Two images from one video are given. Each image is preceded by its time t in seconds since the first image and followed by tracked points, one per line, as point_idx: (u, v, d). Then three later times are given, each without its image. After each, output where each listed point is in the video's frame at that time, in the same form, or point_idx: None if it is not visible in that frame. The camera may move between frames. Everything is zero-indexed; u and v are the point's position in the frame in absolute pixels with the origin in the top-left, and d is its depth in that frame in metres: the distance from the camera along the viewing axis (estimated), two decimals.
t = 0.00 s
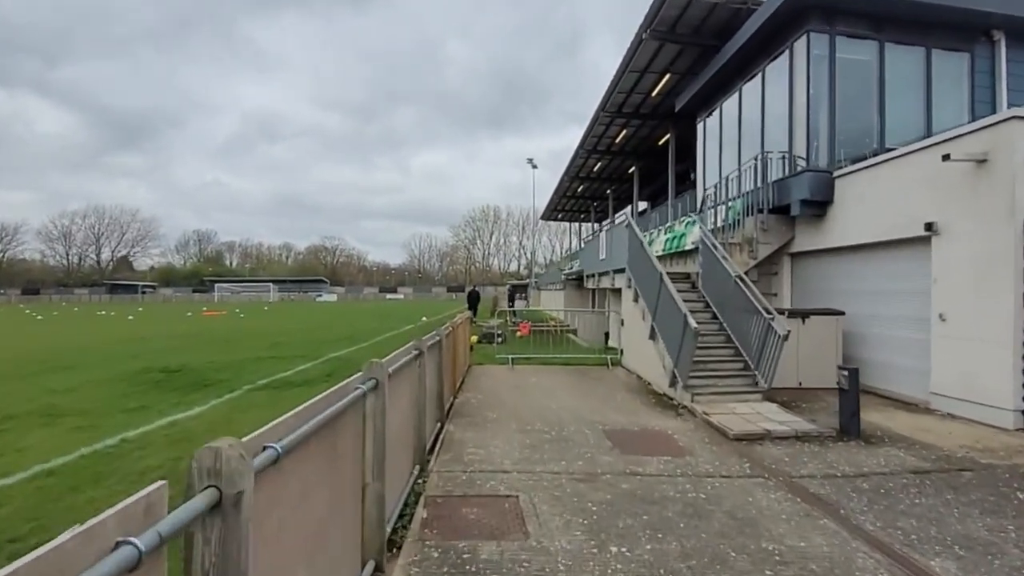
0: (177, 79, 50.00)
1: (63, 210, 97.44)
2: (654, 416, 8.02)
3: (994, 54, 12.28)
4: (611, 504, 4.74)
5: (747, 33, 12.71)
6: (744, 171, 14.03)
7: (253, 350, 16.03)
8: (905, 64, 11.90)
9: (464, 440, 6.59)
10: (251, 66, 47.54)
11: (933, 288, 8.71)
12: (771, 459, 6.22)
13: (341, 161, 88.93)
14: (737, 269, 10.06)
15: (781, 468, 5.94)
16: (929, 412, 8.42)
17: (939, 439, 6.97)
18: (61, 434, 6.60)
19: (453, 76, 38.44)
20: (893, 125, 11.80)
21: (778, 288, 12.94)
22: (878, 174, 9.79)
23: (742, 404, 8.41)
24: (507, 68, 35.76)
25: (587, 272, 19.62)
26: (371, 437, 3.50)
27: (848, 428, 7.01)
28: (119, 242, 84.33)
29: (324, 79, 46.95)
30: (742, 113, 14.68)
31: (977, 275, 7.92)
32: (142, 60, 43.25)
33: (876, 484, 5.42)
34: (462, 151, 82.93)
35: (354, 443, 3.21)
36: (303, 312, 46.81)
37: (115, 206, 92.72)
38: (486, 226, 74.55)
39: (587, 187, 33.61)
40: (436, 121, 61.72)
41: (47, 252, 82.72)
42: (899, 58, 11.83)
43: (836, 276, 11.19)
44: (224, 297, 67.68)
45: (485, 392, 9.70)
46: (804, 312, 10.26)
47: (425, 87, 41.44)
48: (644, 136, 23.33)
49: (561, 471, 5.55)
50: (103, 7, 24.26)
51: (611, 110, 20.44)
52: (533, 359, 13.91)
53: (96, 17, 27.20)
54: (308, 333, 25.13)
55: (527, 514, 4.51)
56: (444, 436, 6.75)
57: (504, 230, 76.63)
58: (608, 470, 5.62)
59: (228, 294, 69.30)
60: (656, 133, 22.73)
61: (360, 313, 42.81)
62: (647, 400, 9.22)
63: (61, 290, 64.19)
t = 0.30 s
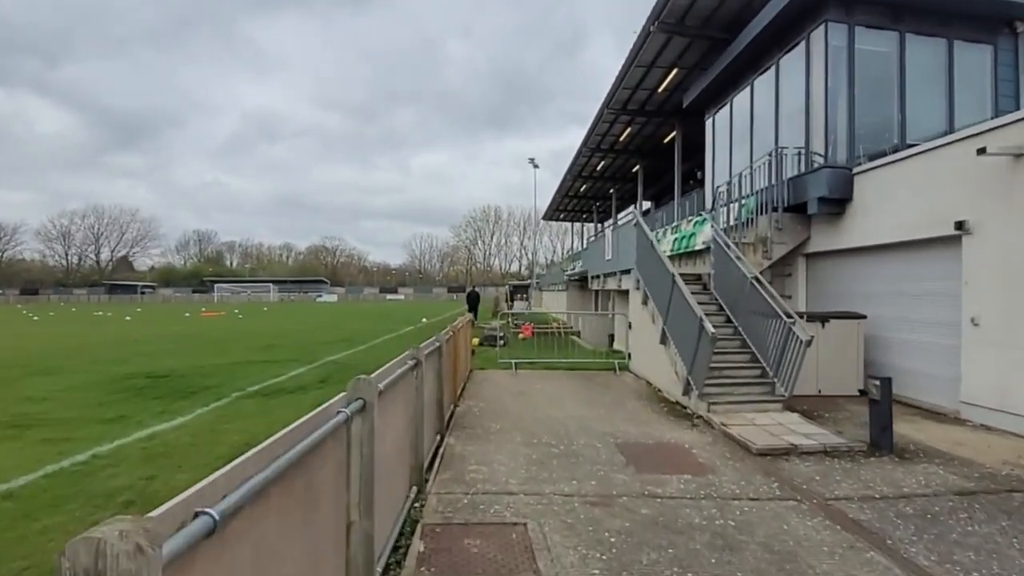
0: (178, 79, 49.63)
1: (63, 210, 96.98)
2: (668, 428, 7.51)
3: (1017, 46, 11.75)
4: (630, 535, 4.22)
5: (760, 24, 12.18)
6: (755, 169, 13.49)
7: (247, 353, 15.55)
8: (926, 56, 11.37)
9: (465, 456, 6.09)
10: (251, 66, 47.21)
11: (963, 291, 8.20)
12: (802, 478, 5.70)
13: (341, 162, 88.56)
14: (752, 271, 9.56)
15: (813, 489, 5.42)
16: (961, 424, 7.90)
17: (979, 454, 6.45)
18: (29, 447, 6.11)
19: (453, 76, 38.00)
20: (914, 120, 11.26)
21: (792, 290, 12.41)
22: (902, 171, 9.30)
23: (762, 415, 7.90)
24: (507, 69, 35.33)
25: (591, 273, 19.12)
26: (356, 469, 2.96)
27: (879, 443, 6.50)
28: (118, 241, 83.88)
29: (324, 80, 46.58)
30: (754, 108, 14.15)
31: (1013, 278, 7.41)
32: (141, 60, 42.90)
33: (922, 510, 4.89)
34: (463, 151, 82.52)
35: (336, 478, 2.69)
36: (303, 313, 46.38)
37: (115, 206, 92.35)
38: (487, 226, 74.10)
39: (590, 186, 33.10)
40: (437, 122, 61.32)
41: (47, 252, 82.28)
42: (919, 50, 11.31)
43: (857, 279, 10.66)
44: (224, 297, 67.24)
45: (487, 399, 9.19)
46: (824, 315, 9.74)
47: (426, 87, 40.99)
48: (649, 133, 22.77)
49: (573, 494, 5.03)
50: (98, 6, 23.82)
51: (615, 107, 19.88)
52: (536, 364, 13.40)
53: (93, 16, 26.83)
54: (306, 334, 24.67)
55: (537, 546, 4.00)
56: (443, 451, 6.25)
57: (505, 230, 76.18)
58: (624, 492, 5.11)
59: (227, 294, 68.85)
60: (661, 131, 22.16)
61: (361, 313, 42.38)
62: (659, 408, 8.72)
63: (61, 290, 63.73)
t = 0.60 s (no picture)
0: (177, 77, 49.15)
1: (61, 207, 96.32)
2: (683, 438, 7.01)
3: None
4: (655, 569, 3.71)
5: (775, 13, 11.66)
6: (768, 164, 12.98)
7: (239, 354, 15.05)
8: (949, 47, 10.83)
9: (466, 470, 5.57)
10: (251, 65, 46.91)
11: (998, 294, 7.72)
12: (836, 498, 5.18)
13: (341, 161, 88.11)
14: (769, 270, 9.05)
15: (851, 511, 4.91)
16: (995, 435, 7.39)
17: (1023, 470, 5.94)
18: None
19: (454, 75, 37.57)
20: (937, 114, 10.69)
21: (807, 291, 11.89)
22: (930, 165, 8.79)
23: (783, 424, 7.38)
24: (508, 69, 34.89)
25: (595, 272, 18.60)
26: (336, 505, 2.43)
27: (916, 458, 6.00)
28: (117, 240, 83.48)
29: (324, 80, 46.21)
30: (767, 102, 13.64)
31: None
32: (139, 58, 42.52)
33: (978, 539, 4.37)
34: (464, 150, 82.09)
35: (308, 522, 2.16)
36: (301, 312, 45.97)
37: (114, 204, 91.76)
38: (487, 225, 73.66)
39: (592, 184, 32.59)
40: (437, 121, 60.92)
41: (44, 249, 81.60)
42: (942, 40, 10.77)
43: (879, 280, 10.15)
44: (222, 295, 66.74)
45: (489, 405, 8.69)
46: (845, 317, 9.22)
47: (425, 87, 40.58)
48: (654, 130, 22.24)
49: (586, 518, 4.51)
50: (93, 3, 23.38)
51: (620, 102, 19.36)
52: (539, 366, 12.90)
53: (89, 13, 26.38)
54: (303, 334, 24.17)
55: None
56: (442, 464, 5.74)
57: (505, 229, 75.71)
58: (643, 516, 4.59)
59: (225, 292, 68.35)
60: (666, 127, 21.62)
61: (360, 313, 41.91)
62: (671, 416, 8.20)
63: (57, 288, 63.18)
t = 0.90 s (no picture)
0: (172, 76, 48.50)
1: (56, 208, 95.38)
2: (696, 444, 6.47)
3: None
4: None
5: None
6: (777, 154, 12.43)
7: (227, 356, 14.50)
8: (969, 27, 10.28)
9: (459, 485, 5.03)
10: (250, 66, 46.80)
11: None
12: (871, 513, 4.66)
13: (339, 160, 87.44)
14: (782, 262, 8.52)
15: (890, 529, 4.38)
16: None
17: None
18: None
19: (451, 73, 36.99)
20: (957, 98, 10.12)
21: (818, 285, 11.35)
22: (952, 151, 8.29)
23: (803, 429, 6.86)
24: (505, 67, 34.36)
25: (596, 269, 18.06)
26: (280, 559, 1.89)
27: (953, 466, 5.49)
28: (114, 241, 82.73)
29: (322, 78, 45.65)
30: (775, 90, 13.10)
31: None
32: (138, 59, 42.39)
33: None
34: (462, 148, 81.50)
35: None
36: (298, 312, 45.38)
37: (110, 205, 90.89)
38: (485, 224, 73.13)
39: (591, 180, 32.02)
40: (435, 119, 60.35)
41: (39, 250, 80.71)
42: (961, 20, 10.23)
43: (897, 273, 9.65)
44: (219, 296, 66.09)
45: (486, 410, 8.14)
46: (863, 312, 8.69)
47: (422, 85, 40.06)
48: (655, 123, 21.65)
49: (594, 541, 3.97)
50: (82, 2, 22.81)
51: (620, 94, 18.78)
52: (538, 366, 12.35)
53: (79, 11, 25.79)
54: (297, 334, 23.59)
55: None
56: (433, 478, 5.21)
57: (504, 228, 75.19)
58: (658, 538, 4.06)
59: (223, 293, 67.67)
60: (668, 119, 21.04)
61: (358, 313, 41.28)
62: (681, 419, 7.66)
63: (53, 289, 62.51)
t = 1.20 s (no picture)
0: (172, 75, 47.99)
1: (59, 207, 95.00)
2: (718, 460, 5.89)
3: None
4: None
5: None
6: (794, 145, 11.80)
7: (220, 358, 13.97)
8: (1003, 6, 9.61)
9: (456, 512, 4.46)
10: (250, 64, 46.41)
11: None
12: (927, 546, 4.06)
13: (341, 158, 86.93)
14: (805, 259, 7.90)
15: (951, 567, 3.80)
16: None
17: None
18: None
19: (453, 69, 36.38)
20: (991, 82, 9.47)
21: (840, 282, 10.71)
22: (990, 139, 7.64)
23: (834, 442, 6.26)
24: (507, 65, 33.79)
25: (602, 267, 17.44)
26: None
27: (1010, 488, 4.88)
28: (116, 239, 82.43)
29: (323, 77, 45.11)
30: (793, 77, 12.45)
31: None
32: (138, 59, 42.10)
33: None
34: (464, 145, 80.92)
35: None
36: (300, 311, 44.85)
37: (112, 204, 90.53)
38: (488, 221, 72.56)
39: (596, 176, 31.36)
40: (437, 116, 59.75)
41: (42, 249, 80.37)
42: None
43: (926, 270, 9.02)
44: (221, 294, 65.63)
45: (487, 419, 7.58)
46: (892, 313, 8.09)
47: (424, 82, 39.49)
48: (662, 115, 20.97)
49: None
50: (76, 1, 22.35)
51: (626, 85, 18.11)
52: (543, 369, 11.77)
53: (75, 10, 25.32)
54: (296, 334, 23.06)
55: None
56: (427, 502, 4.65)
57: (507, 225, 74.59)
58: None
59: (225, 292, 67.23)
60: (675, 111, 20.36)
61: (359, 312, 40.72)
62: (699, 430, 7.07)
63: (55, 288, 62.13)
